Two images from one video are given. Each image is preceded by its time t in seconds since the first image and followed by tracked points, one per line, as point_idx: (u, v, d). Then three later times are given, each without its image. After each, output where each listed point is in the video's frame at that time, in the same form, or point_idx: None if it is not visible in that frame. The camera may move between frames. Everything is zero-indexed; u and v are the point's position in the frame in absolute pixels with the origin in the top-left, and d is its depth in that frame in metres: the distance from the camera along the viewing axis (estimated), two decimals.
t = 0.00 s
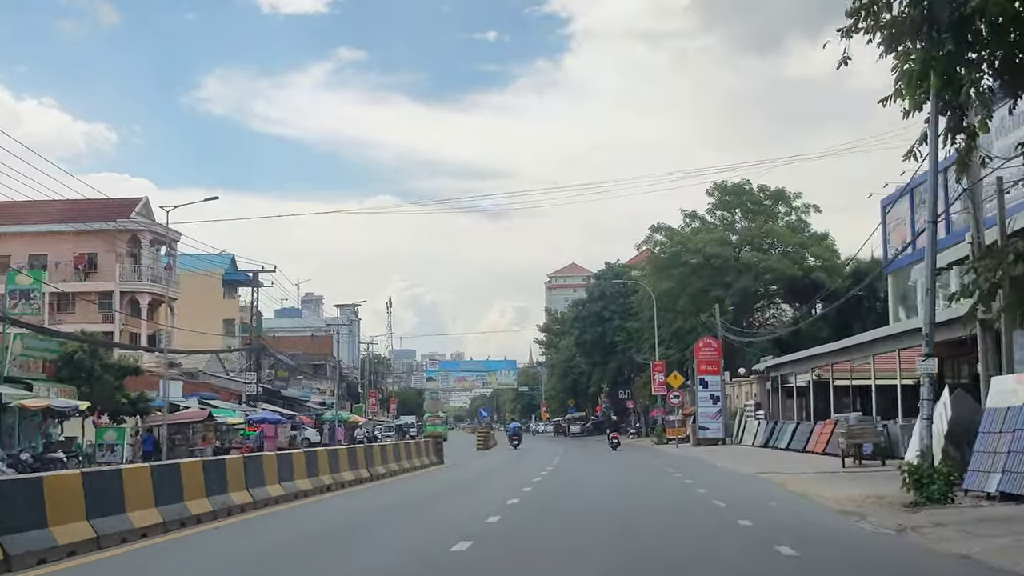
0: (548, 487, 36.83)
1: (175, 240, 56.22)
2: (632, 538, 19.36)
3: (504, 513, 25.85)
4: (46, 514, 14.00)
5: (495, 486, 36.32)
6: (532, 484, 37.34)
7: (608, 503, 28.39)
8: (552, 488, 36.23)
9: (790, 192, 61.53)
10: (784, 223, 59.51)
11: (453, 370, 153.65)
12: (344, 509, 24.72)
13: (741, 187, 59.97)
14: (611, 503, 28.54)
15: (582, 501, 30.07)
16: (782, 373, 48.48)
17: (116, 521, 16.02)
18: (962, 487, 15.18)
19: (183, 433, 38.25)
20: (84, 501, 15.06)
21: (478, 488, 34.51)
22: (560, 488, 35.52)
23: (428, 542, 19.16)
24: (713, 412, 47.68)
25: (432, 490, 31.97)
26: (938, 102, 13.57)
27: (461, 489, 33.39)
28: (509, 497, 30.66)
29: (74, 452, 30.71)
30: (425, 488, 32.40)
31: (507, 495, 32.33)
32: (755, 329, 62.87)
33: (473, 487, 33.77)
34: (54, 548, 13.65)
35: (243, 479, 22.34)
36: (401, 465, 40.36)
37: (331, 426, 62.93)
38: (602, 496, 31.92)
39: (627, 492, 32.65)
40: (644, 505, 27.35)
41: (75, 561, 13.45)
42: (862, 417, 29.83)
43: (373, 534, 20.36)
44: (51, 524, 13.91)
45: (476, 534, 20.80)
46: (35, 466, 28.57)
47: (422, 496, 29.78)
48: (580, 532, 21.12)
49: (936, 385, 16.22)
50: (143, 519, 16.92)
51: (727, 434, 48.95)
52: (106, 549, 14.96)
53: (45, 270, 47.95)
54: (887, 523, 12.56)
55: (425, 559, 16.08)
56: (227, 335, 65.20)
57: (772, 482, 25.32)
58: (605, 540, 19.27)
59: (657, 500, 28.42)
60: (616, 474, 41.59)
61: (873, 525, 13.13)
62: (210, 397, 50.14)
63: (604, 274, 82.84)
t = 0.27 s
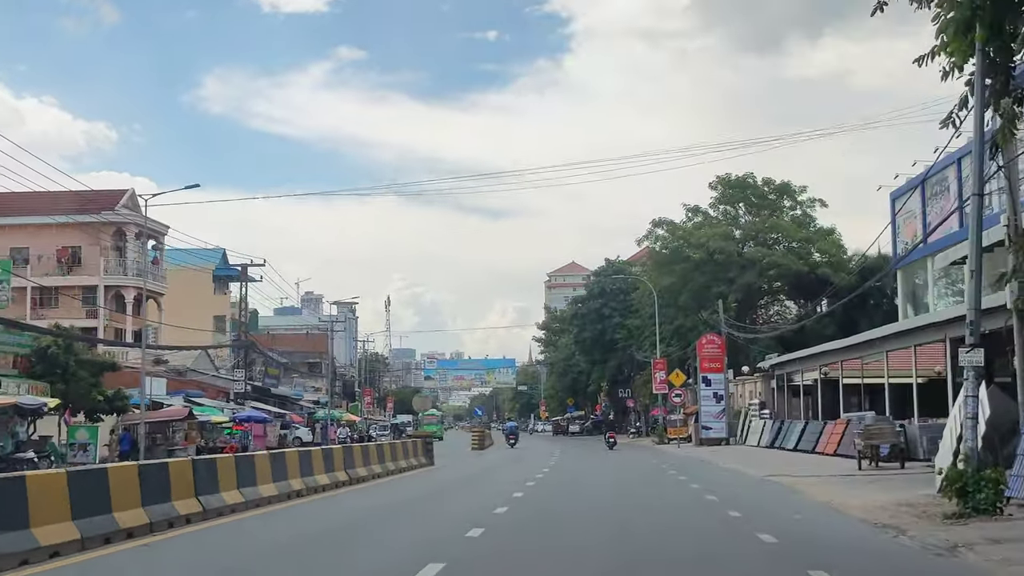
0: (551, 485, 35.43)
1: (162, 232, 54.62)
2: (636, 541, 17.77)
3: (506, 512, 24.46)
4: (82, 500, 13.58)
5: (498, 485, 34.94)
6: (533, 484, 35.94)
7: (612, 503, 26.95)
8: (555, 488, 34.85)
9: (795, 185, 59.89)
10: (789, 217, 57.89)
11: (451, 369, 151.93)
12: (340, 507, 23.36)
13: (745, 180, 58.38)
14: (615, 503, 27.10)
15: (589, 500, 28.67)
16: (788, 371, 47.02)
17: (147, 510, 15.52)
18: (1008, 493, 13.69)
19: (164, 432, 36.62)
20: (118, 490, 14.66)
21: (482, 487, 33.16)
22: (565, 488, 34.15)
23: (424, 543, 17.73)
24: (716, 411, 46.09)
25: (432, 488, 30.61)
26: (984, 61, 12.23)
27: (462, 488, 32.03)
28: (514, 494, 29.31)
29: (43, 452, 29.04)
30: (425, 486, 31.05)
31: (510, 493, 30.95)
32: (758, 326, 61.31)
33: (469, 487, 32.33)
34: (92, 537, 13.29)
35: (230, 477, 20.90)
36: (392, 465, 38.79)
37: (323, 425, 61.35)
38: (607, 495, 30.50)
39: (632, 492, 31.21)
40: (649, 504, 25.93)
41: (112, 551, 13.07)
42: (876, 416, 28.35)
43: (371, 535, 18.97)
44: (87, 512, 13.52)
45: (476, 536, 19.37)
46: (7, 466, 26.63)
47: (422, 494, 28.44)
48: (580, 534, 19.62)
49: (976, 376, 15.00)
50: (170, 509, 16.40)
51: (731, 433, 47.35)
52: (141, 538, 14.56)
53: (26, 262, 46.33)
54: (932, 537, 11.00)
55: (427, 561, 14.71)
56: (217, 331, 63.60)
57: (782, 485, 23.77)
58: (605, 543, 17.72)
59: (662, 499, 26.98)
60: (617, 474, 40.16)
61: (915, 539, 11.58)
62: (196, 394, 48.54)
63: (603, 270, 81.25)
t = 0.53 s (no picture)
0: (549, 486, 33.87)
1: (148, 226, 52.94)
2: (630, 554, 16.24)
3: (509, 516, 22.94)
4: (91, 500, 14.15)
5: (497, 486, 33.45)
6: (529, 485, 34.42)
7: (610, 506, 25.39)
8: (554, 488, 33.25)
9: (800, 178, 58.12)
10: (794, 211, 56.13)
11: (449, 368, 150.13)
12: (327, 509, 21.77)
13: (749, 173, 56.69)
14: (613, 506, 25.52)
15: (587, 503, 27.18)
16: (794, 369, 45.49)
17: (155, 508, 16.02)
18: None
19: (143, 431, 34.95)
20: (129, 488, 15.24)
21: (478, 487, 31.57)
22: (566, 489, 32.59)
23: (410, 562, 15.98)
24: (720, 411, 44.46)
25: (424, 489, 29.04)
26: None
27: (455, 489, 30.47)
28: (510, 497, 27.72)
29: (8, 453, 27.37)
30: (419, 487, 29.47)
31: (505, 496, 29.39)
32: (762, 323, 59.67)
33: (463, 489, 30.66)
34: (100, 533, 13.89)
35: (224, 479, 19.72)
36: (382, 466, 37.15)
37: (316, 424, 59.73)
38: (603, 497, 28.99)
39: (632, 494, 29.63)
40: (648, 508, 24.41)
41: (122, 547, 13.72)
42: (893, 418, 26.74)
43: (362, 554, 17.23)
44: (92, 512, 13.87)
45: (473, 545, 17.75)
46: None
47: (412, 496, 26.87)
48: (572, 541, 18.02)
49: None
50: (177, 508, 16.82)
51: (734, 434, 45.72)
52: (147, 534, 15.04)
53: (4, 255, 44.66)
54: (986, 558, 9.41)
55: None
56: (206, 327, 61.94)
57: (794, 489, 22.13)
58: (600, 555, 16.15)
59: (663, 502, 25.47)
60: (615, 475, 38.57)
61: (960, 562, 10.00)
62: (182, 393, 46.86)
63: (603, 267, 79.56)
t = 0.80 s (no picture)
0: (550, 487, 32.36)
1: (135, 220, 51.36)
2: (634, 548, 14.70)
3: (504, 514, 21.39)
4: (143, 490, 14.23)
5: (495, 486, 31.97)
6: (529, 485, 32.92)
7: (612, 505, 23.86)
8: (555, 487, 31.78)
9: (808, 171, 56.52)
10: (802, 205, 54.50)
11: (448, 368, 148.45)
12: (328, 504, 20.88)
13: (755, 166, 55.08)
14: (615, 505, 24.01)
15: (588, 502, 25.66)
16: (802, 368, 43.91)
17: (195, 500, 16.23)
18: None
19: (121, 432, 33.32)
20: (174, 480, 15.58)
21: (474, 487, 30.07)
22: (567, 488, 31.15)
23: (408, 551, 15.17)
24: (725, 411, 42.83)
25: (417, 487, 27.56)
26: None
27: (449, 488, 28.97)
28: (506, 498, 26.24)
29: None
30: (412, 485, 28.03)
31: (502, 494, 27.90)
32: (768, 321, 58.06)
33: (458, 492, 29.10)
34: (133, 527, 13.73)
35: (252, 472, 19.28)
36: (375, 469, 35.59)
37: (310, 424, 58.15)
38: (605, 497, 27.49)
39: (637, 495, 28.11)
40: (652, 506, 22.90)
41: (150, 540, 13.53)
42: (914, 419, 25.14)
43: (358, 543, 16.45)
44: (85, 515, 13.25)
45: (473, 542, 16.60)
46: None
47: (401, 492, 25.41)
48: (570, 538, 16.42)
49: None
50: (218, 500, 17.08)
51: (741, 435, 44.08)
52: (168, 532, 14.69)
53: None
54: None
55: (420, 568, 11.89)
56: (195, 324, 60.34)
57: (811, 494, 20.56)
58: (600, 550, 14.64)
59: (668, 500, 23.96)
60: (617, 476, 37.01)
61: None
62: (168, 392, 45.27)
63: (605, 264, 77.93)
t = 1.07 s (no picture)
0: (549, 488, 30.73)
1: (121, 211, 49.69)
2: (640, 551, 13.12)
3: (502, 514, 19.78)
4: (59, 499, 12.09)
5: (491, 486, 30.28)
6: (525, 487, 31.26)
7: (615, 507, 22.22)
8: (553, 488, 30.15)
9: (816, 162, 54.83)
10: (810, 197, 52.80)
11: (448, 366, 146.91)
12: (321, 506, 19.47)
13: (761, 156, 53.42)
14: (617, 507, 22.38)
15: (589, 503, 24.02)
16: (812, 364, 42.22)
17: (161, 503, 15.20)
18: None
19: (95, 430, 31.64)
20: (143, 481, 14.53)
21: (468, 487, 28.45)
22: (566, 489, 29.49)
23: (398, 553, 12.91)
24: (732, 410, 41.14)
25: (407, 488, 25.95)
26: None
27: (443, 488, 27.37)
28: (503, 497, 24.62)
29: None
30: (402, 484, 26.42)
31: (497, 494, 26.28)
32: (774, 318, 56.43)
33: (453, 494, 27.48)
34: (70, 537, 11.80)
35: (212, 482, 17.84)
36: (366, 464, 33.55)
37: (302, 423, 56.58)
38: (607, 499, 25.85)
39: (640, 497, 26.46)
40: (657, 508, 21.26)
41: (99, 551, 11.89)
42: (938, 418, 23.48)
43: (343, 544, 14.20)
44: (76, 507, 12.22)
45: (474, 540, 14.76)
46: None
47: (389, 491, 23.80)
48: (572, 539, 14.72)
49: None
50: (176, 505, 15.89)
51: (747, 434, 42.38)
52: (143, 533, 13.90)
53: None
54: None
55: (420, 566, 11.30)
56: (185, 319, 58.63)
57: (830, 499, 18.90)
58: (604, 551, 13.04)
59: (675, 501, 22.33)
60: (619, 476, 35.39)
61: None
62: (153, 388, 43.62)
63: (607, 259, 76.35)
